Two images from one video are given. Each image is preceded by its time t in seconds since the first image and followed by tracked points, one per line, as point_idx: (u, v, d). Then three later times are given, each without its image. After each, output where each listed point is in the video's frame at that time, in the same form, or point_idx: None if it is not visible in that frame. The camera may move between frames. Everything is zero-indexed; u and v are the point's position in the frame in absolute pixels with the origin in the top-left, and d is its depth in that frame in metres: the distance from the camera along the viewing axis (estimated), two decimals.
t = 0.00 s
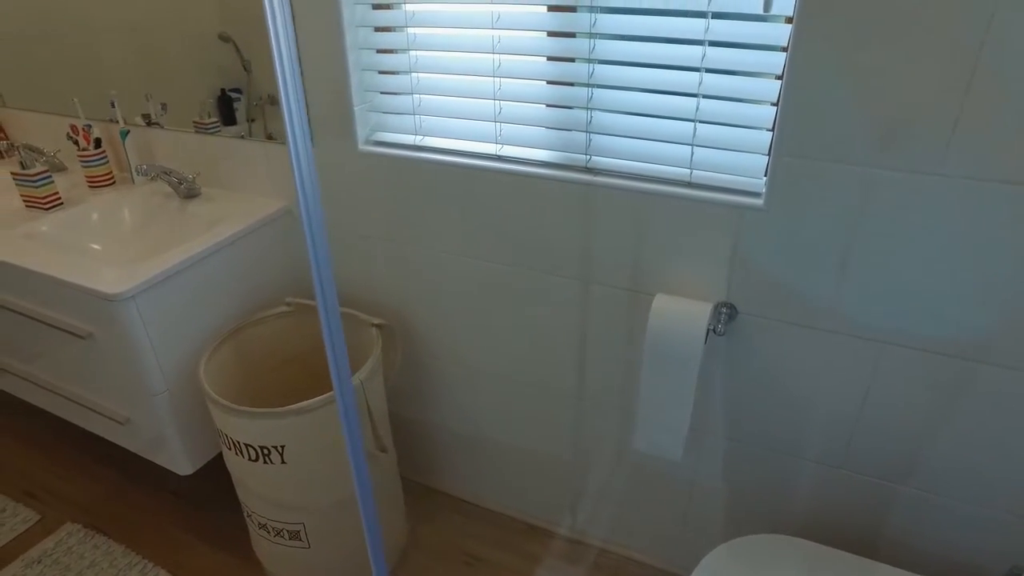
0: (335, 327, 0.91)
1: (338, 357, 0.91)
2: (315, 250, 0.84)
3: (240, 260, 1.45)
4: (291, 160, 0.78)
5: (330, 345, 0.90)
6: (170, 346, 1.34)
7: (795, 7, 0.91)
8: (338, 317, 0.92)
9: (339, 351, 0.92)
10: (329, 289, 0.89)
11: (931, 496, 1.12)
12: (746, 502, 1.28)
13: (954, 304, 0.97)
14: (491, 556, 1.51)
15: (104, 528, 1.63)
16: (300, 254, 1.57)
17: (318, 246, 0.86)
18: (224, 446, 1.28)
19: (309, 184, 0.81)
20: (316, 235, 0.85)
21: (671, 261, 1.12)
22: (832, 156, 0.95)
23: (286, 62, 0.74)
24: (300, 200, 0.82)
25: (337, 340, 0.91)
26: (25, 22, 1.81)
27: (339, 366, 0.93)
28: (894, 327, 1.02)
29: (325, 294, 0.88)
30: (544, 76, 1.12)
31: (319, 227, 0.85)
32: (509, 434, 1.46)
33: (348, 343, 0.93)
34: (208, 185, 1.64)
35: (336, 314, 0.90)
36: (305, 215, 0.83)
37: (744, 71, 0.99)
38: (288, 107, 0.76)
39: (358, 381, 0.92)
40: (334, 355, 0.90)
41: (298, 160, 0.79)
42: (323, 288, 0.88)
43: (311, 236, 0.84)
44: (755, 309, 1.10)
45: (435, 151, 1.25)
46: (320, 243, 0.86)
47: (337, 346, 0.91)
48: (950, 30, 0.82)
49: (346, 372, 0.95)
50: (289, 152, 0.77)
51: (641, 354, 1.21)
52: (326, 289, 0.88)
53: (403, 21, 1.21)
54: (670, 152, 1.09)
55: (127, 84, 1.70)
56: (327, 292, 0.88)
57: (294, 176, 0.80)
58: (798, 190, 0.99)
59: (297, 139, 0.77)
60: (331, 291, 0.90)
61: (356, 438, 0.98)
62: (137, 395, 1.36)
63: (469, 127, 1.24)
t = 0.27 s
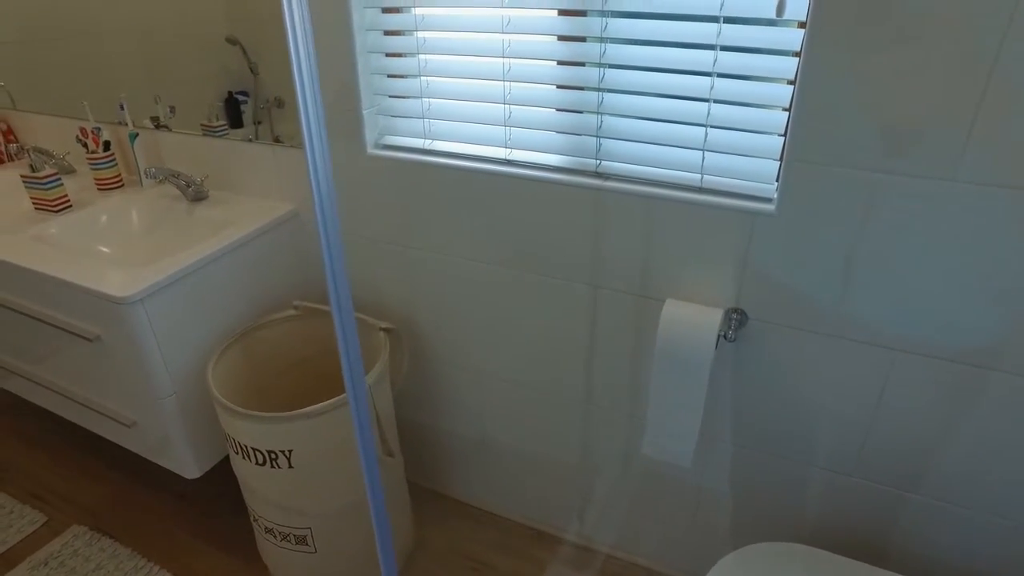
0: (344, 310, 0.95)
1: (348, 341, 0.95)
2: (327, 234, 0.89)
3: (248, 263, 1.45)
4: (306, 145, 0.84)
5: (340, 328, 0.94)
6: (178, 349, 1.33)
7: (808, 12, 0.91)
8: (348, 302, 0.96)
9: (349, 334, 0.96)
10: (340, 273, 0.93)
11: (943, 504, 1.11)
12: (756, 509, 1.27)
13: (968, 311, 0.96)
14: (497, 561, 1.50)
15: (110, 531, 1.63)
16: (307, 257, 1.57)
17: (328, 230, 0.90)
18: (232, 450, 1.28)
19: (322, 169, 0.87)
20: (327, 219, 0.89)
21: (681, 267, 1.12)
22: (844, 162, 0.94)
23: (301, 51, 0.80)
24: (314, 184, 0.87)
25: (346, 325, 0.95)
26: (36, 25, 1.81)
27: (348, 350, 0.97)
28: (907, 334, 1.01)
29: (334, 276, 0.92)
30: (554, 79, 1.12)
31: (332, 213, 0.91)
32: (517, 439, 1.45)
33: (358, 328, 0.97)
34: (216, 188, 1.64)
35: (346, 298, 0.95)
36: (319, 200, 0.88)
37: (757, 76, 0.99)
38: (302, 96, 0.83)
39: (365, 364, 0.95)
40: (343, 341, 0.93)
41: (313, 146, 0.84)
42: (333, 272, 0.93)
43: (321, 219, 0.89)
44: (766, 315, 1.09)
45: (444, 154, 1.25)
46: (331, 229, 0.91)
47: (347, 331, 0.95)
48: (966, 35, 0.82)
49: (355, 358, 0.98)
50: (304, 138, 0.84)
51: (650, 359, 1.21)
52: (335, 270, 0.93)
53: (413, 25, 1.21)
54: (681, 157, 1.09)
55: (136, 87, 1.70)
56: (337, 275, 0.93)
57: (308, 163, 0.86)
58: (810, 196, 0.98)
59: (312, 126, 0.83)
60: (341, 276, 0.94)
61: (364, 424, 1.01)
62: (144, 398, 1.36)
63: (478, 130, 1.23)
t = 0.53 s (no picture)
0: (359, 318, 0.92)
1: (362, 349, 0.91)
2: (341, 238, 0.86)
3: (256, 269, 1.45)
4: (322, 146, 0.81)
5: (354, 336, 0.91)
6: (186, 355, 1.33)
7: (822, 20, 0.90)
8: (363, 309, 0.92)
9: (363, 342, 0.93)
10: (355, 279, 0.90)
11: (956, 516, 1.10)
12: (766, 519, 1.26)
13: (983, 322, 0.94)
14: (504, 569, 1.49)
15: (117, 536, 1.62)
16: (315, 263, 1.57)
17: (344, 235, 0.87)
18: (239, 457, 1.28)
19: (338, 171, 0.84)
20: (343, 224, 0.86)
21: (691, 275, 1.11)
22: (855, 171, 0.93)
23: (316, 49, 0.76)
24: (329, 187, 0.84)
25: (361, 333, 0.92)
26: (47, 30, 1.82)
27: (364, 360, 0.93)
28: (920, 345, 1.00)
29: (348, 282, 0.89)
30: (565, 87, 1.12)
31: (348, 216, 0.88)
32: (524, 446, 1.45)
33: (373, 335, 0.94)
34: (224, 193, 1.65)
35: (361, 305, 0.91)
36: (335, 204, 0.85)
37: (769, 84, 0.98)
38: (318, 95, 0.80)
39: (379, 372, 0.92)
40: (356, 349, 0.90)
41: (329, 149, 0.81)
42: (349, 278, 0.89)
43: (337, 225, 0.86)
44: (777, 324, 1.08)
45: (453, 161, 1.24)
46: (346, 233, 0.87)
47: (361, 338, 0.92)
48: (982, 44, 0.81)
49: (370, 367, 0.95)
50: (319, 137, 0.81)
51: (659, 368, 1.20)
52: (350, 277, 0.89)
53: (423, 31, 1.21)
54: (692, 165, 1.08)
55: (146, 92, 1.71)
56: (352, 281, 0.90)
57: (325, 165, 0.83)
58: (823, 205, 0.97)
59: (329, 130, 0.82)
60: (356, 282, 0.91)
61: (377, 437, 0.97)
62: (152, 404, 1.36)
63: (487, 137, 1.23)
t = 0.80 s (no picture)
0: (376, 321, 0.89)
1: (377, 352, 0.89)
2: (358, 238, 0.83)
3: (264, 275, 1.44)
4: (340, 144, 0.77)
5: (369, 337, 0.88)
6: (193, 361, 1.33)
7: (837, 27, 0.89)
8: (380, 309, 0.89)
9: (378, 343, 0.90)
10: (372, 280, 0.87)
11: (970, 528, 1.08)
12: (777, 530, 1.25)
13: (998, 332, 0.93)
14: None
15: (122, 542, 1.62)
16: (323, 268, 1.57)
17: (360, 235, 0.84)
18: (247, 464, 1.27)
19: (356, 169, 0.80)
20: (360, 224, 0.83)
21: (702, 284, 1.10)
22: (869, 179, 0.93)
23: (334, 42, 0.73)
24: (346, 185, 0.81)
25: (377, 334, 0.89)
26: (57, 35, 1.83)
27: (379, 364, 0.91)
28: (935, 355, 0.98)
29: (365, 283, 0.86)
30: (576, 93, 1.11)
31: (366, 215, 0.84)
32: (532, 454, 1.44)
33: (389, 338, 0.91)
34: (232, 198, 1.64)
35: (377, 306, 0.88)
36: (352, 201, 0.82)
37: (782, 92, 0.97)
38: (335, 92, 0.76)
39: (395, 377, 0.90)
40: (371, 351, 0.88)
41: (347, 147, 0.77)
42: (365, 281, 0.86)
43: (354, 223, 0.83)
44: (789, 333, 1.07)
45: (463, 168, 1.24)
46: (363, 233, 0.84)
47: (377, 340, 0.89)
48: (999, 52, 0.80)
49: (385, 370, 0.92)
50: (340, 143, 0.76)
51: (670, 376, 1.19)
52: (367, 280, 0.86)
53: (433, 38, 1.20)
54: (704, 173, 1.08)
55: (155, 97, 1.71)
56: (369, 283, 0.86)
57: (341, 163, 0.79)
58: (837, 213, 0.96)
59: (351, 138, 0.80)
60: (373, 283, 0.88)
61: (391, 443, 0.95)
62: (159, 410, 1.35)
63: (497, 144, 1.23)
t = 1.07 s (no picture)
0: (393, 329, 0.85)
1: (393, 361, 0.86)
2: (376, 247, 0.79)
3: (272, 280, 1.44)
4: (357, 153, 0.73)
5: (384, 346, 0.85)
6: (200, 366, 1.33)
7: (849, 33, 0.89)
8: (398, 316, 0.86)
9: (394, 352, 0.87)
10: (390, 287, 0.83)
11: (982, 539, 1.07)
12: (786, 538, 1.24)
13: (1012, 341, 0.92)
14: None
15: (127, 546, 1.61)
16: (330, 273, 1.57)
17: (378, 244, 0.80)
18: (253, 469, 1.27)
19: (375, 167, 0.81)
20: (378, 232, 0.78)
21: (712, 290, 1.10)
22: (880, 185, 0.92)
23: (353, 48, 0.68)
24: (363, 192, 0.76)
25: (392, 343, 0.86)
26: (67, 40, 1.84)
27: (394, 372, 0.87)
28: (947, 363, 0.98)
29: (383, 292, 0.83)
30: (585, 99, 1.11)
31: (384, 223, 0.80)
32: (539, 460, 1.43)
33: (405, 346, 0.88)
34: (239, 203, 1.64)
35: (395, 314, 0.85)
36: (370, 208, 0.77)
37: (793, 98, 0.97)
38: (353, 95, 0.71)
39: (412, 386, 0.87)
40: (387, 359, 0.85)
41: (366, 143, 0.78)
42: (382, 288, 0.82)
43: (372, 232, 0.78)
44: (799, 340, 1.07)
45: (471, 173, 1.24)
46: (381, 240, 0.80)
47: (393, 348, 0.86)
48: (1013, 59, 0.80)
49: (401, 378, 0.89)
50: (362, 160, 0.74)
51: (678, 383, 1.18)
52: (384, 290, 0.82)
53: (442, 43, 1.20)
54: (714, 180, 1.07)
55: (164, 102, 1.72)
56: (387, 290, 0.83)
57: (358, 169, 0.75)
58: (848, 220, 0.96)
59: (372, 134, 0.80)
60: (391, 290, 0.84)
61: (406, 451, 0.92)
62: (166, 415, 1.35)
63: (506, 149, 1.22)
